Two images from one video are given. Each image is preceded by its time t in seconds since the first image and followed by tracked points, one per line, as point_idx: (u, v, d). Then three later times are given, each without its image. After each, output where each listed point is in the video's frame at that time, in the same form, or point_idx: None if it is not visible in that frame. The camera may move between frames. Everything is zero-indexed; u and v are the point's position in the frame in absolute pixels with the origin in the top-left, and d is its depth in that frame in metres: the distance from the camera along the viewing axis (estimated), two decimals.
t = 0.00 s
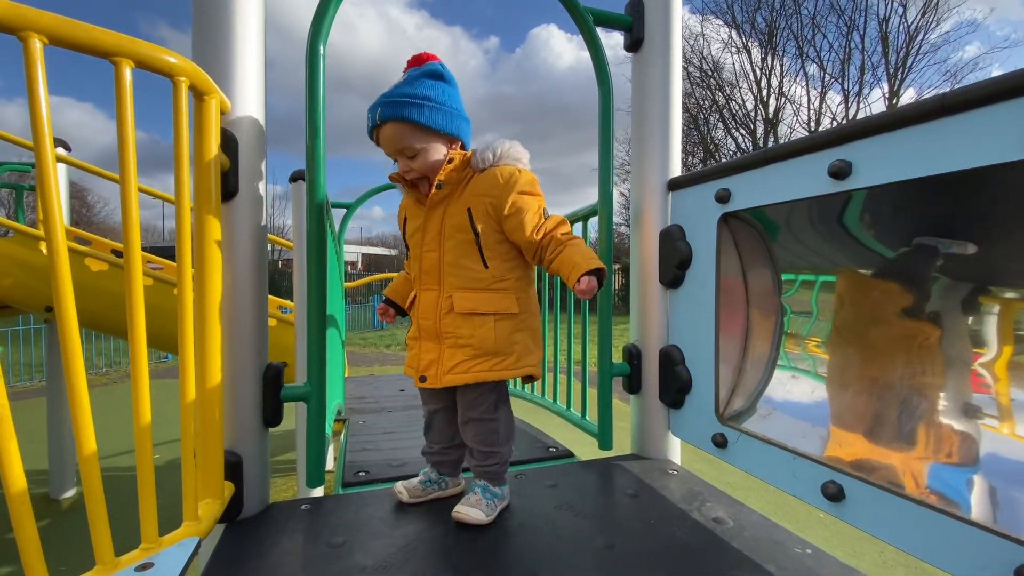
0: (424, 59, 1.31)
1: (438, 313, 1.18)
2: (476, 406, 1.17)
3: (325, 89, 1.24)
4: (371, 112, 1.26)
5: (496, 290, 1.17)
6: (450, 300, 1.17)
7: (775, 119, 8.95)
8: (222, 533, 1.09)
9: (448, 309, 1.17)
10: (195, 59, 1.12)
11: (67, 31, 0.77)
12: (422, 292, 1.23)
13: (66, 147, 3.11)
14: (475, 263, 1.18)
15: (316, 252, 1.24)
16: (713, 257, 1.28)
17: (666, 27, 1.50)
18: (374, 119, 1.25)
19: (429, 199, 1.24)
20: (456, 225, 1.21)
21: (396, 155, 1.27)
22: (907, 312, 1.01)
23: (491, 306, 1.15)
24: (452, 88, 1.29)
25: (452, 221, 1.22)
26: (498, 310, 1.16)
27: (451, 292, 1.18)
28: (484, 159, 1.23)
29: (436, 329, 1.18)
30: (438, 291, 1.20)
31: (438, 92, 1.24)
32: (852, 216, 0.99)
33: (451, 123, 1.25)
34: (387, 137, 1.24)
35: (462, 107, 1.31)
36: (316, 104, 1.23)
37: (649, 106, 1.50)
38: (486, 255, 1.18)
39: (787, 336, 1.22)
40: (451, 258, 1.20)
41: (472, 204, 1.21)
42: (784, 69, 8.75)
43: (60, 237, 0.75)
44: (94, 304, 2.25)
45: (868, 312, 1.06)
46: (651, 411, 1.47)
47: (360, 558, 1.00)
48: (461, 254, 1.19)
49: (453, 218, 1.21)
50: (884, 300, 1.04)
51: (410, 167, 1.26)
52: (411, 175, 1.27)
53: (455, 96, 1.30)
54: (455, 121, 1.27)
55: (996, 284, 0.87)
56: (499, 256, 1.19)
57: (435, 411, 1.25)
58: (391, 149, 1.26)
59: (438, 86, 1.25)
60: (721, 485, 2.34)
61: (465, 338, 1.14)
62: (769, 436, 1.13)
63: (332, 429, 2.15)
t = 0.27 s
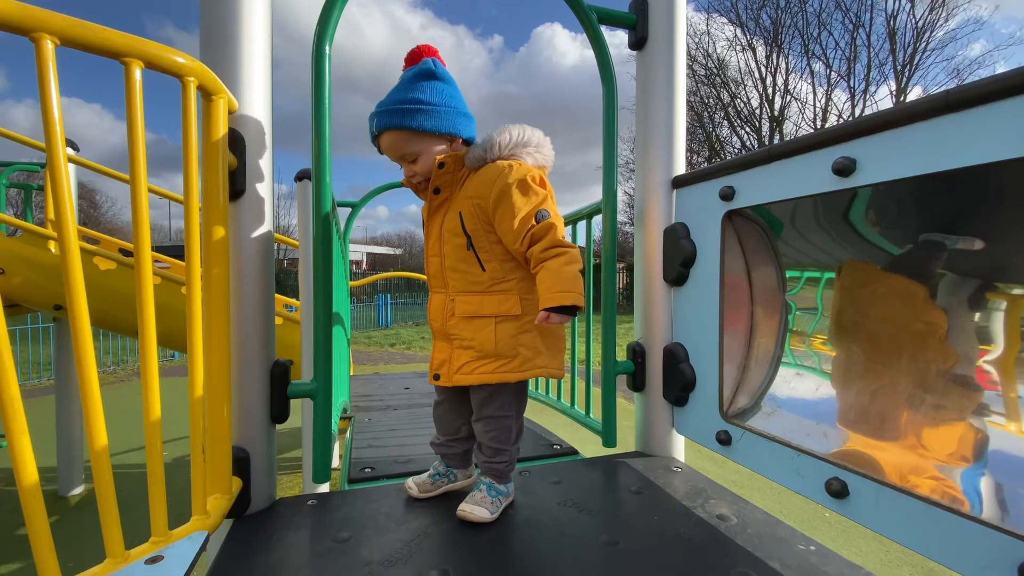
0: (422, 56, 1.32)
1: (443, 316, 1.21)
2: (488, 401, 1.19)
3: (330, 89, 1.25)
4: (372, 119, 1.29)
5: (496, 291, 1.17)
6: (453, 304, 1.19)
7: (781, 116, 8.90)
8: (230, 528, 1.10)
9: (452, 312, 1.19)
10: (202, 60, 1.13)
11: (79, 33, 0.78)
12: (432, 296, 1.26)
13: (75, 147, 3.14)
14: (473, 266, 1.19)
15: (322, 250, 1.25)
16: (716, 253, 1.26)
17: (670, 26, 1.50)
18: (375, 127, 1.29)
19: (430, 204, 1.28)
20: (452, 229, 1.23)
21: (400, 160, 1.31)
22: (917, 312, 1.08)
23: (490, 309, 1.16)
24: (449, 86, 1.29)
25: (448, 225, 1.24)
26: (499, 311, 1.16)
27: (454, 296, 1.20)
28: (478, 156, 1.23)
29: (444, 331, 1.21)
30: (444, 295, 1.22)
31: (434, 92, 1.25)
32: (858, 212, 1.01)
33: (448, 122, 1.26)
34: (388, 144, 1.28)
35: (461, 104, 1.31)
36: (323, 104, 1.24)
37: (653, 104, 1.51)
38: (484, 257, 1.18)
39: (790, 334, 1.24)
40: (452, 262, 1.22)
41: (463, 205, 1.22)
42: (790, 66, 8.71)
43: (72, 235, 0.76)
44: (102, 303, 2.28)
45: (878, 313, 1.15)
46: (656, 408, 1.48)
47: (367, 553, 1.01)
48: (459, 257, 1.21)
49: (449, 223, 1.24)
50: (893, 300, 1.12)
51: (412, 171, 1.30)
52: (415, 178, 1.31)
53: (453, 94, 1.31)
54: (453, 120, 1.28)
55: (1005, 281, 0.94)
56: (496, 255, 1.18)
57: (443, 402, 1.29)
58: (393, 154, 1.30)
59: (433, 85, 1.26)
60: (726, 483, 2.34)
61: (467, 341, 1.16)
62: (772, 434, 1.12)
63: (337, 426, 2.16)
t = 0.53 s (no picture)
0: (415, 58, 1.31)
1: (435, 313, 1.21)
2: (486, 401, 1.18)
3: (331, 87, 1.24)
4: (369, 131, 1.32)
5: (485, 289, 1.16)
6: (444, 301, 1.19)
7: (785, 115, 8.87)
8: (231, 528, 1.10)
9: (442, 310, 1.19)
10: (203, 59, 1.13)
11: (79, 31, 0.78)
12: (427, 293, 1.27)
13: (79, 148, 3.15)
14: (462, 264, 1.18)
15: (324, 249, 1.24)
16: (721, 251, 1.26)
17: (673, 23, 1.48)
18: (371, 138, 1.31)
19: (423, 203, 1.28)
20: (443, 227, 1.22)
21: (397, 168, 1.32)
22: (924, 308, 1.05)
23: (473, 305, 1.15)
24: (440, 87, 1.27)
25: (440, 223, 1.23)
26: (486, 309, 1.14)
27: (444, 293, 1.20)
28: (469, 156, 1.21)
29: (434, 328, 1.21)
30: (436, 292, 1.23)
31: (421, 96, 1.23)
32: (862, 210, 0.99)
33: (437, 125, 1.24)
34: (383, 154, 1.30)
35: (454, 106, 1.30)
36: (324, 104, 1.24)
37: (657, 102, 1.49)
38: (473, 254, 1.17)
39: (797, 332, 1.22)
40: (442, 259, 1.21)
41: (454, 204, 1.21)
42: (794, 65, 8.68)
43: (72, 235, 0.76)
44: (105, 303, 2.28)
45: (884, 309, 1.10)
46: (659, 408, 1.46)
47: (368, 554, 1.00)
48: (449, 255, 1.20)
49: (441, 221, 1.23)
50: (898, 297, 1.08)
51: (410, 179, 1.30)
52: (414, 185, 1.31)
53: (445, 95, 1.29)
54: (444, 122, 1.26)
55: (1012, 278, 0.90)
56: (484, 254, 1.17)
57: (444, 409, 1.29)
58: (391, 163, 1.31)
59: (422, 89, 1.24)
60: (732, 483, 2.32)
61: (454, 338, 1.16)
62: (778, 434, 1.12)
63: (340, 426, 2.15)
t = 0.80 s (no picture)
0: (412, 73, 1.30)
1: (446, 322, 1.23)
2: (490, 405, 1.16)
3: (337, 89, 1.24)
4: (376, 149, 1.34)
5: (487, 298, 1.15)
6: (451, 310, 1.21)
7: (788, 115, 8.85)
8: (238, 532, 1.09)
9: (450, 319, 1.21)
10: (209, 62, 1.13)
11: (83, 34, 0.78)
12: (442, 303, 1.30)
13: (82, 151, 3.15)
14: (465, 273, 1.19)
15: (330, 251, 1.24)
16: (729, 251, 1.25)
17: (678, 23, 1.48)
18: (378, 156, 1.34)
19: (432, 214, 1.30)
20: (446, 237, 1.23)
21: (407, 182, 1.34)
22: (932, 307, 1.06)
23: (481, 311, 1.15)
24: (432, 97, 1.24)
25: (444, 233, 1.24)
26: (486, 318, 1.14)
27: (451, 303, 1.21)
28: (463, 164, 1.21)
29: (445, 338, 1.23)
30: (447, 302, 1.25)
31: (410, 112, 1.22)
32: (868, 210, 0.99)
33: (427, 137, 1.23)
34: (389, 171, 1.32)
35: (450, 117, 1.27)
36: (329, 106, 1.24)
37: (662, 102, 1.49)
38: (473, 262, 1.18)
39: (803, 333, 1.22)
40: (448, 269, 1.22)
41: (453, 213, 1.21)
42: (796, 65, 8.66)
43: (79, 238, 0.76)
44: (110, 306, 2.28)
45: (890, 311, 1.11)
46: (666, 410, 1.46)
47: (376, 558, 1.00)
48: (453, 264, 1.21)
49: (444, 232, 1.24)
50: (907, 295, 1.09)
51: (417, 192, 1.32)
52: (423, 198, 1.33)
53: (439, 104, 1.26)
54: (438, 135, 1.24)
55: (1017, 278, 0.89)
56: (484, 262, 1.17)
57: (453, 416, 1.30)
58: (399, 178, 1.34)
59: (411, 105, 1.23)
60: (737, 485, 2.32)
61: (459, 347, 1.17)
62: (788, 436, 1.11)
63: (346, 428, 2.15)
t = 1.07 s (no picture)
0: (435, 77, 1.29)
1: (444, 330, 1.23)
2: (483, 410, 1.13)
3: (338, 90, 1.22)
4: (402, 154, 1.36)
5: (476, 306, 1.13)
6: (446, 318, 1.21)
7: (789, 116, 8.82)
8: (239, 542, 1.07)
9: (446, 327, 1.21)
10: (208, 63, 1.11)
11: (78, 34, 0.76)
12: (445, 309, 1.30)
13: (83, 155, 3.14)
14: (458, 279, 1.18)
15: (332, 255, 1.22)
16: (737, 255, 1.23)
17: (684, 22, 1.46)
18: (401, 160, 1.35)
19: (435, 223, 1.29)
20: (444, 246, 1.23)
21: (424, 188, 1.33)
22: (950, 307, 1.00)
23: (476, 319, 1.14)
24: (447, 102, 1.23)
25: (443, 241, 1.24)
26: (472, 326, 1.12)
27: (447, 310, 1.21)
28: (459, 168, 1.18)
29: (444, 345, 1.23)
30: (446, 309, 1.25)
31: (418, 117, 1.22)
32: (876, 211, 0.97)
33: (432, 140, 1.21)
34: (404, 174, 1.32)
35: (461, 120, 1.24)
36: (331, 108, 1.22)
37: (668, 102, 1.47)
38: (465, 268, 1.17)
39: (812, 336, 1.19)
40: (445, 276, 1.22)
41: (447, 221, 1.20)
42: (798, 65, 8.63)
43: (74, 243, 0.74)
44: (110, 310, 2.26)
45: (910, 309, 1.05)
46: (674, 415, 1.43)
47: (380, 569, 0.97)
48: (449, 272, 1.21)
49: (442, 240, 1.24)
50: (928, 292, 1.03)
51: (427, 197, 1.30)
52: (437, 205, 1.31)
53: (455, 110, 1.24)
54: (444, 139, 1.21)
55: None
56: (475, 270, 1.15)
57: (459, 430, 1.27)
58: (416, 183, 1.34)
59: (421, 110, 1.22)
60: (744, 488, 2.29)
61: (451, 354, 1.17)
62: (799, 442, 1.08)
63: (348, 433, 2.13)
